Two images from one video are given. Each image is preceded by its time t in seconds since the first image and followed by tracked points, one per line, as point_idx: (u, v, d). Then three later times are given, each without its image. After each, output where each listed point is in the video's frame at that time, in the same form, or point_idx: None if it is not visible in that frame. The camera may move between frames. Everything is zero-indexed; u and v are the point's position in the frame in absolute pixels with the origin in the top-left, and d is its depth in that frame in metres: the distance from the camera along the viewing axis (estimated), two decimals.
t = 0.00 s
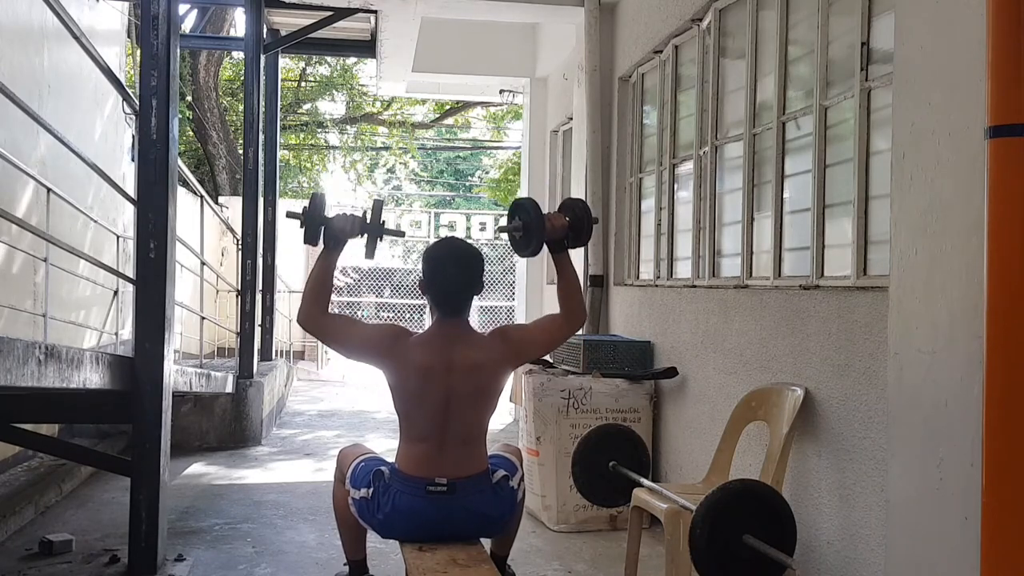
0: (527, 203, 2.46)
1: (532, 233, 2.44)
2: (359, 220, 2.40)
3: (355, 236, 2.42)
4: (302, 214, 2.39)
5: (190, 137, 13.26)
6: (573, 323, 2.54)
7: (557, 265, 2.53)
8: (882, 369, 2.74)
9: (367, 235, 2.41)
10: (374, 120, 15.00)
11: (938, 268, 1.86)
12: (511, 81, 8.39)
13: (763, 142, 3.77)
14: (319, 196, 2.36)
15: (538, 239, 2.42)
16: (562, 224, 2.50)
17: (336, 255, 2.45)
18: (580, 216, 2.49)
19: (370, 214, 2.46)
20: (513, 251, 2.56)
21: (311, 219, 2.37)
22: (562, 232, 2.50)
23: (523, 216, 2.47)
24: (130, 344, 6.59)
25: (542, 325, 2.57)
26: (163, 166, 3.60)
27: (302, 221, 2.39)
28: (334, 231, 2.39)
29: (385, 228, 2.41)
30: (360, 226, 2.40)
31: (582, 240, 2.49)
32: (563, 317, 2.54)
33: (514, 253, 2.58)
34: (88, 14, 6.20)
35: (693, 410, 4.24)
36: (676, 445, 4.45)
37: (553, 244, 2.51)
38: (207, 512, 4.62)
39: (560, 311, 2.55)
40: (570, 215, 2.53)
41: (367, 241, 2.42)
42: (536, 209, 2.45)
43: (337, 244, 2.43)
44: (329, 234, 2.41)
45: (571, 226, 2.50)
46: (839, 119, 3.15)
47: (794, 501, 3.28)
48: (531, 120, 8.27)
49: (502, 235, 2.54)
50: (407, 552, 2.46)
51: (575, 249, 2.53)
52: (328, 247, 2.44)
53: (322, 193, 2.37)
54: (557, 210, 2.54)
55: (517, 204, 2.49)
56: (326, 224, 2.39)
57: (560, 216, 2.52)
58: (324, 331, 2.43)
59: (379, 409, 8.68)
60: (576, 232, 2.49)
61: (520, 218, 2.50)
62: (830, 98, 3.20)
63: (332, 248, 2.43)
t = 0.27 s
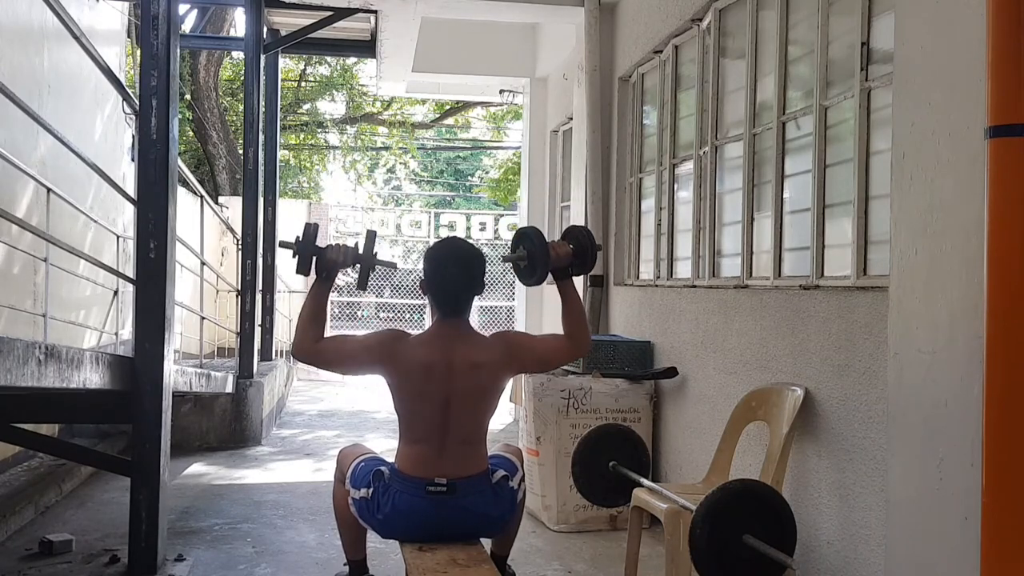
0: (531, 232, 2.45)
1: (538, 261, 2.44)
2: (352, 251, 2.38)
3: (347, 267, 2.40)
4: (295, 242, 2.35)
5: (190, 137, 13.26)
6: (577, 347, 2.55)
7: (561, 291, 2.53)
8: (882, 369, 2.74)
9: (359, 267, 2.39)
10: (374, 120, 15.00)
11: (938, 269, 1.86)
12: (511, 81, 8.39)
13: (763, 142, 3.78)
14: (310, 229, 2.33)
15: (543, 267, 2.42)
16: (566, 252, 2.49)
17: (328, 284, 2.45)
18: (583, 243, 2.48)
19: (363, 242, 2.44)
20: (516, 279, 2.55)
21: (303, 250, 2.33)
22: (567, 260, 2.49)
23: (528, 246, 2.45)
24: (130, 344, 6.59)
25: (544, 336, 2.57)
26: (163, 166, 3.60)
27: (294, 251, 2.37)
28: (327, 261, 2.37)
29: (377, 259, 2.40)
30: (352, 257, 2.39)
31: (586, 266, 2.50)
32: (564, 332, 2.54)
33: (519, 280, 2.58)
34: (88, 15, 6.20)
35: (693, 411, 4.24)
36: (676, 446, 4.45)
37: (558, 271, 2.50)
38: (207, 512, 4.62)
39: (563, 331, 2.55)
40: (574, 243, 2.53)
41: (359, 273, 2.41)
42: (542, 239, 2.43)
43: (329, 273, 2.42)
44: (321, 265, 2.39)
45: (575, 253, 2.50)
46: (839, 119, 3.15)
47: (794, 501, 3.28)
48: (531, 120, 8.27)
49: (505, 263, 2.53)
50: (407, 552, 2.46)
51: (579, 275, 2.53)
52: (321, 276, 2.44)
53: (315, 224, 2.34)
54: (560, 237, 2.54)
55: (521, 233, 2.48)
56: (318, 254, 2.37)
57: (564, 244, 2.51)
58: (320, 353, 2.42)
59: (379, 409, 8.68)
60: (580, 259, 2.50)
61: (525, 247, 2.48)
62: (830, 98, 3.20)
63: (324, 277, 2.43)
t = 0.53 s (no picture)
0: (530, 253, 2.49)
1: (537, 282, 2.47)
2: (352, 273, 2.39)
3: (347, 289, 2.41)
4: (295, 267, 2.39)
5: (190, 137, 13.26)
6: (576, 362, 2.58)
7: (561, 312, 2.55)
8: (882, 369, 2.74)
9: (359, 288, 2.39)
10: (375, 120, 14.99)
11: (938, 269, 1.86)
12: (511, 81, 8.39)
13: (763, 142, 3.78)
14: (309, 251, 2.36)
15: (541, 288, 2.46)
16: (567, 272, 2.50)
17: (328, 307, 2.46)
18: (583, 264, 2.49)
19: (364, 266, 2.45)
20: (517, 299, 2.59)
21: (303, 273, 2.36)
22: (567, 280, 2.51)
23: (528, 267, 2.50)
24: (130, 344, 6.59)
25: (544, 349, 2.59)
26: (163, 166, 3.60)
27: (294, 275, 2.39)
28: (326, 284, 2.39)
29: (377, 279, 2.39)
30: (352, 278, 2.40)
31: (586, 288, 2.50)
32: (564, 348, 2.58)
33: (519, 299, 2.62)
34: (88, 15, 6.20)
35: (693, 411, 4.24)
36: (676, 446, 4.45)
37: (557, 292, 2.52)
38: (207, 511, 4.62)
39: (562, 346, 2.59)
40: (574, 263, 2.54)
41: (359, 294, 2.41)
42: (541, 259, 2.48)
43: (329, 296, 2.43)
44: (321, 288, 2.41)
45: (575, 274, 2.51)
46: (839, 119, 3.15)
47: (794, 501, 3.28)
48: (531, 120, 8.27)
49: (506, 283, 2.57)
50: (407, 552, 2.46)
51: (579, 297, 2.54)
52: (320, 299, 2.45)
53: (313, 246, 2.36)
54: (561, 258, 2.56)
55: (521, 253, 2.52)
56: (318, 277, 2.39)
57: (564, 265, 2.53)
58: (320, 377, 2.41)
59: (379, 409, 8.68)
60: (580, 281, 2.50)
61: (525, 268, 2.53)
62: (830, 98, 3.20)
63: (325, 301, 2.44)
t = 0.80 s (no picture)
0: (531, 269, 2.50)
1: (537, 300, 2.48)
2: (347, 287, 2.41)
3: (344, 305, 2.42)
4: (291, 285, 2.41)
5: (190, 137, 13.26)
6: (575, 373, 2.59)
7: (559, 329, 2.58)
8: (882, 369, 2.74)
9: (355, 303, 2.41)
10: (375, 120, 14.99)
11: (937, 269, 1.86)
12: (511, 81, 8.39)
13: (762, 142, 3.78)
14: (304, 270, 2.39)
15: (541, 306, 2.47)
16: (567, 290, 2.53)
17: (327, 323, 2.47)
18: (583, 282, 2.51)
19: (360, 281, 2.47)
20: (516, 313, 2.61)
21: (299, 289, 2.38)
22: (567, 297, 2.53)
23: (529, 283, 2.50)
24: (130, 344, 6.59)
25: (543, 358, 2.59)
26: (163, 166, 3.60)
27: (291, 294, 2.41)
28: (323, 301, 2.40)
29: (373, 293, 2.41)
30: (348, 293, 2.42)
31: (585, 306, 2.53)
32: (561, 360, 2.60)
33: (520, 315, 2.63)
34: (88, 15, 6.20)
35: (693, 411, 4.24)
36: (675, 446, 4.45)
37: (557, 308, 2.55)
38: (207, 512, 4.62)
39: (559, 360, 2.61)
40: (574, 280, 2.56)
41: (356, 309, 2.43)
42: (541, 276, 2.48)
43: (327, 312, 2.44)
44: (318, 304, 2.42)
45: (575, 292, 2.53)
46: (839, 119, 3.15)
47: (794, 501, 3.28)
48: (531, 120, 8.27)
49: (506, 298, 2.58)
50: (407, 552, 2.46)
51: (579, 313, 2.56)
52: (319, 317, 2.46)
53: (309, 265, 2.40)
54: (562, 273, 2.57)
55: (522, 269, 2.52)
56: (315, 294, 2.41)
57: (564, 282, 2.55)
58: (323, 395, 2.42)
59: (379, 409, 8.68)
60: (580, 299, 2.53)
61: (525, 283, 2.53)
62: (830, 98, 3.20)
63: (323, 318, 2.45)
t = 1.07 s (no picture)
0: (530, 254, 2.47)
1: (536, 284, 2.45)
2: (345, 271, 2.39)
3: (342, 288, 2.40)
4: (288, 267, 2.38)
5: (190, 137, 13.26)
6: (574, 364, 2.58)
7: (558, 314, 2.56)
8: (882, 369, 2.74)
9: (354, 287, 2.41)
10: (375, 121, 14.98)
11: (937, 269, 1.86)
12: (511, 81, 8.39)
13: (763, 142, 3.78)
14: (301, 253, 2.36)
15: (540, 290, 2.44)
16: (565, 275, 2.52)
17: (324, 307, 2.45)
18: (581, 267, 2.50)
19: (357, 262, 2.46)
20: (515, 300, 2.59)
21: (297, 273, 2.35)
22: (565, 283, 2.52)
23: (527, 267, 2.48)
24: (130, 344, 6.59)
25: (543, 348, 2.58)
26: (163, 166, 3.60)
27: (288, 276, 2.39)
28: (321, 284, 2.38)
29: (372, 277, 2.42)
30: (347, 277, 2.40)
31: (583, 291, 2.52)
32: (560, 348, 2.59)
33: (517, 301, 2.61)
34: (88, 14, 6.20)
35: (693, 411, 4.24)
36: (676, 446, 4.45)
37: (555, 294, 2.53)
38: (207, 512, 4.62)
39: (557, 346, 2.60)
40: (572, 266, 2.55)
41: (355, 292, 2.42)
42: (541, 260, 2.46)
43: (325, 295, 2.42)
44: (316, 287, 2.40)
45: (573, 277, 2.52)
46: (839, 119, 3.15)
47: (794, 501, 3.28)
48: (531, 120, 8.27)
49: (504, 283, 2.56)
50: (407, 552, 2.46)
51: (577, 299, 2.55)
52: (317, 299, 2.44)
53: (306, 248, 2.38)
54: (559, 259, 2.57)
55: (521, 254, 2.50)
56: (313, 277, 2.38)
57: (562, 267, 2.54)
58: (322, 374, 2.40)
59: (379, 409, 8.68)
60: (578, 284, 2.52)
61: (524, 268, 2.51)
62: (830, 98, 3.20)
63: (320, 301, 2.43)
